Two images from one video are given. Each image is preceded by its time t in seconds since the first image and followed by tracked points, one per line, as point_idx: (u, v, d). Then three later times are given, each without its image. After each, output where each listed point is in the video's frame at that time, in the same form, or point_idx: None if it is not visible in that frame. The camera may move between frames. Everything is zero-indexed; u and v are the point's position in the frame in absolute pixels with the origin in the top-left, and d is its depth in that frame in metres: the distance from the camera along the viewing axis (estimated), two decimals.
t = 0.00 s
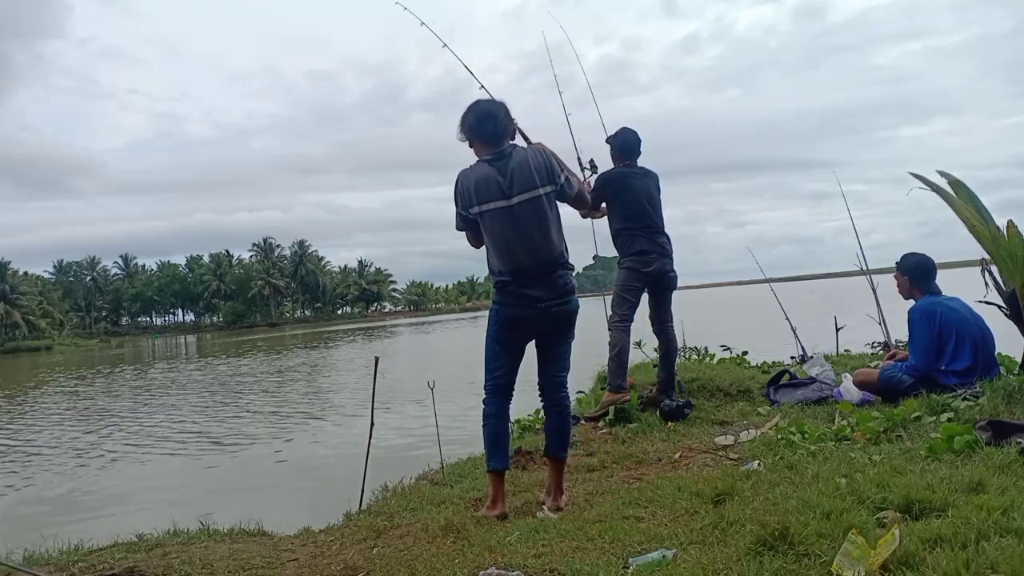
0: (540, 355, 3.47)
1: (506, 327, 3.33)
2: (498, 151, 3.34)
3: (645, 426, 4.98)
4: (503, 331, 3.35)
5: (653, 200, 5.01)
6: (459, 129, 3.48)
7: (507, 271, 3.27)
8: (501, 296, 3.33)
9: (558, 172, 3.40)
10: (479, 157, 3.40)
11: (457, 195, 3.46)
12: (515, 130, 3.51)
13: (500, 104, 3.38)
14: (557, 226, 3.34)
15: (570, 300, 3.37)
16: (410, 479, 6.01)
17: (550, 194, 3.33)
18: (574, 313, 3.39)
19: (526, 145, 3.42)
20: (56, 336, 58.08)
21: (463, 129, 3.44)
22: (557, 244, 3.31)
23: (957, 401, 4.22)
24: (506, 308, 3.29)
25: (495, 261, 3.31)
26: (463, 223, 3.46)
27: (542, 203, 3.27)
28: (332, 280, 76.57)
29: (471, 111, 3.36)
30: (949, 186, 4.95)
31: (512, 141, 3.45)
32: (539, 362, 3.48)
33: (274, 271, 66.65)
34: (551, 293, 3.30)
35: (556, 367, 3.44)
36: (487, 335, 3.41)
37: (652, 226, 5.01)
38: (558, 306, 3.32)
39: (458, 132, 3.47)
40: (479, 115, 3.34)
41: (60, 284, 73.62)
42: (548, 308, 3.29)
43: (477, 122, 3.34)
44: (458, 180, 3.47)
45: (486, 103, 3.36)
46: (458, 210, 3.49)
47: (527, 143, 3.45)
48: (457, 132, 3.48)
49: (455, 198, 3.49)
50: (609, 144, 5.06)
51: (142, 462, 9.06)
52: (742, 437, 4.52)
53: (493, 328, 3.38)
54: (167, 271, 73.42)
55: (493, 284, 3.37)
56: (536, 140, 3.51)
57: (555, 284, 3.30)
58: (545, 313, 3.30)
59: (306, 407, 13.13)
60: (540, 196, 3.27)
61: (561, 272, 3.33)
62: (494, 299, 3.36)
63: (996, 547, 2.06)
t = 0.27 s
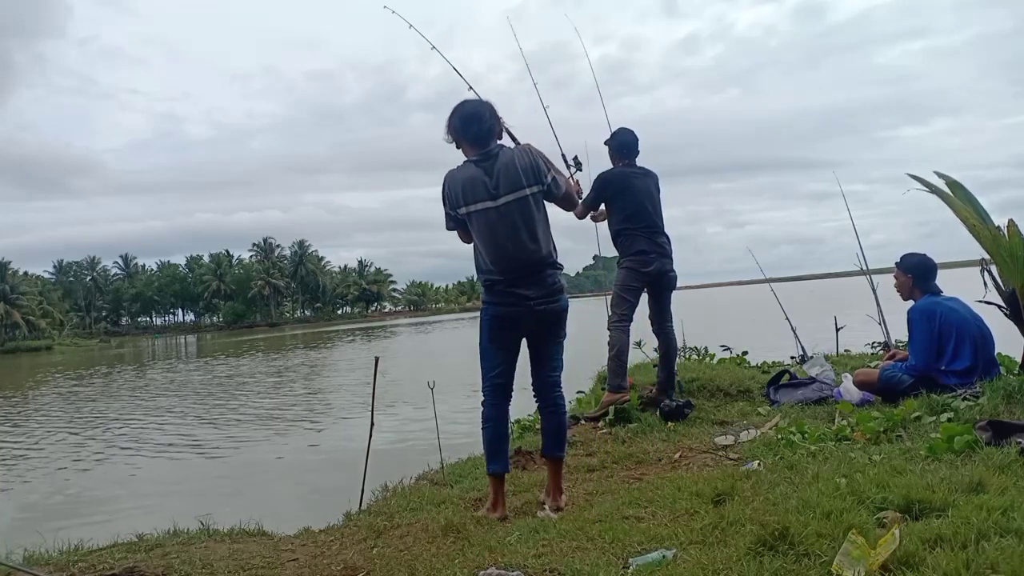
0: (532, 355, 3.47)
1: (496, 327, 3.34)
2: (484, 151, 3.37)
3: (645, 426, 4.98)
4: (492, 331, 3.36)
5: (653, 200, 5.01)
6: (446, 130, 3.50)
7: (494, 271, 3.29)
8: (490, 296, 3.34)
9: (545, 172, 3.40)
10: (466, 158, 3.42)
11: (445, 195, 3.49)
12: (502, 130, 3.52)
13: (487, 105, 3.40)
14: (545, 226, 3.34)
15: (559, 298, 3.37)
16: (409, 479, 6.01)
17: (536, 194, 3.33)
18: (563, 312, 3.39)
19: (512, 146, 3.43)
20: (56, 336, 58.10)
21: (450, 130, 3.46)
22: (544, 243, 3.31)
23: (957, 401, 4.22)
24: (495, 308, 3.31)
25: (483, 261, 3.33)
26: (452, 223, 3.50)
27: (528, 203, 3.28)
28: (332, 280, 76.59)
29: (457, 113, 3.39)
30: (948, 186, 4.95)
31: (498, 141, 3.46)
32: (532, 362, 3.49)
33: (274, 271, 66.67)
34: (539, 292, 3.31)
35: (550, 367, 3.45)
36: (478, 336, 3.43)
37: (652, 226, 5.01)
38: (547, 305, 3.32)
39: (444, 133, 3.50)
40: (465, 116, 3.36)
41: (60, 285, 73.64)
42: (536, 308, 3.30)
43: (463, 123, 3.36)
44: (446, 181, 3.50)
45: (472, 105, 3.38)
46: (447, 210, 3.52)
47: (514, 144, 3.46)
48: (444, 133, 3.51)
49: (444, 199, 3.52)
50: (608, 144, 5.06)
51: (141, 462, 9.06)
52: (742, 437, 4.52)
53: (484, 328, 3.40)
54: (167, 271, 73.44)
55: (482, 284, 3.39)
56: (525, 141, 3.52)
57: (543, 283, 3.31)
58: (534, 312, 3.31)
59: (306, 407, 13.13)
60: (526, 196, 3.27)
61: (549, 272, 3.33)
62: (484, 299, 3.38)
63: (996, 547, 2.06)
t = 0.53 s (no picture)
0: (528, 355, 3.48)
1: (489, 328, 3.37)
2: (476, 153, 3.38)
3: (645, 426, 4.98)
4: (486, 331, 3.38)
5: (651, 200, 5.02)
6: (437, 132, 3.51)
7: (486, 272, 3.32)
8: (483, 298, 3.38)
9: (536, 172, 3.43)
10: (457, 160, 3.43)
11: (437, 197, 3.51)
12: (494, 132, 3.54)
13: (478, 108, 3.42)
14: (537, 226, 3.37)
15: (552, 298, 3.39)
16: (409, 479, 6.02)
17: (528, 195, 3.35)
18: (556, 311, 3.41)
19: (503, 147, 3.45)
20: (56, 337, 58.09)
21: (441, 132, 3.47)
22: (535, 244, 3.34)
23: (957, 401, 4.22)
24: (488, 308, 3.34)
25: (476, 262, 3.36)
26: (443, 226, 3.53)
27: (520, 204, 3.31)
28: (332, 279, 76.60)
29: (449, 115, 3.39)
30: (949, 186, 4.95)
31: (490, 143, 3.48)
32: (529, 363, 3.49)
33: (274, 271, 66.68)
34: (531, 292, 3.33)
35: (546, 367, 3.45)
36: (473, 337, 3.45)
37: (652, 226, 5.01)
38: (539, 305, 3.35)
39: (436, 135, 3.50)
40: (457, 118, 3.37)
41: (60, 285, 73.65)
42: (528, 308, 3.32)
43: (455, 126, 3.38)
44: (437, 183, 3.51)
45: (463, 107, 3.39)
46: (438, 213, 3.54)
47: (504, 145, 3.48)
48: (436, 136, 3.51)
49: (435, 201, 3.53)
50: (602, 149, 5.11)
51: (141, 462, 9.06)
52: (742, 437, 4.52)
53: (478, 329, 3.42)
54: (167, 271, 73.46)
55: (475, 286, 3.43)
56: (515, 143, 3.55)
57: (535, 283, 3.33)
58: (526, 312, 3.33)
59: (306, 407, 13.13)
60: (517, 196, 3.30)
61: (541, 272, 3.35)
62: (477, 300, 3.41)
63: (996, 547, 2.06)
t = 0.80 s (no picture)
0: (527, 355, 3.48)
1: (486, 328, 3.38)
2: (472, 154, 3.39)
3: (645, 426, 4.98)
4: (482, 331, 3.40)
5: (646, 199, 5.03)
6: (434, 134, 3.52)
7: (482, 272, 3.33)
8: (480, 297, 3.39)
9: (532, 173, 3.41)
10: (454, 162, 3.44)
11: (434, 198, 3.53)
12: (490, 134, 3.54)
13: (474, 109, 3.42)
14: (533, 227, 3.37)
15: (548, 298, 3.40)
16: (409, 479, 6.01)
17: (524, 196, 3.34)
18: (553, 311, 3.41)
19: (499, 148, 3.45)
20: (56, 336, 58.11)
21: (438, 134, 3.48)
22: (531, 244, 3.33)
23: (957, 401, 4.22)
24: (485, 308, 3.35)
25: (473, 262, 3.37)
26: (441, 226, 3.55)
27: (515, 205, 3.30)
28: (332, 279, 76.61)
29: (445, 117, 3.40)
30: (949, 186, 4.95)
31: (486, 144, 3.48)
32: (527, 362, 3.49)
33: (274, 271, 66.69)
34: (527, 292, 3.33)
35: (545, 367, 3.44)
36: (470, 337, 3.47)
37: (650, 225, 5.01)
38: (535, 305, 3.35)
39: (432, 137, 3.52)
40: (452, 120, 3.38)
41: (60, 285, 73.66)
42: (524, 308, 3.32)
43: (451, 127, 3.38)
44: (435, 184, 3.53)
45: (459, 108, 3.40)
46: (436, 214, 3.56)
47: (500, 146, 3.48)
48: (432, 137, 3.53)
49: (433, 202, 3.55)
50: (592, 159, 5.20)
51: (141, 462, 9.06)
52: (742, 437, 4.52)
53: (476, 329, 3.43)
54: (167, 271, 73.46)
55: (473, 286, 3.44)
56: (512, 145, 3.54)
57: (531, 284, 3.33)
58: (523, 312, 3.33)
59: (306, 407, 13.13)
60: (513, 198, 3.30)
61: (537, 272, 3.35)
62: (475, 300, 3.42)
63: (996, 547, 2.06)
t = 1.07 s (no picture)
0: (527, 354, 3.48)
1: (487, 329, 3.38)
2: (472, 155, 3.40)
3: (645, 426, 4.98)
4: (483, 331, 3.40)
5: (643, 199, 5.04)
6: (433, 136, 3.53)
7: (482, 271, 3.34)
8: (480, 298, 3.39)
9: (532, 173, 3.43)
10: (454, 163, 3.45)
11: (433, 201, 3.53)
12: (489, 135, 3.55)
13: (474, 111, 3.43)
14: (533, 227, 3.37)
15: (549, 298, 3.39)
16: (410, 479, 6.01)
17: (524, 196, 3.36)
18: (554, 311, 3.41)
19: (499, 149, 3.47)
20: (56, 336, 58.10)
21: (437, 136, 3.49)
22: (531, 244, 3.34)
23: (957, 401, 4.22)
24: (485, 309, 3.36)
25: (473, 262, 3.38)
26: (440, 228, 3.55)
27: (515, 205, 3.32)
28: (332, 279, 76.60)
29: (445, 118, 3.41)
30: (949, 186, 4.95)
31: (485, 145, 3.49)
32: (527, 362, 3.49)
33: (274, 271, 66.68)
34: (528, 293, 3.33)
35: (544, 367, 3.44)
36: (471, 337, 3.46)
37: (648, 226, 5.01)
38: (536, 305, 3.35)
39: (432, 139, 3.52)
40: (452, 121, 3.39)
41: (60, 285, 73.66)
42: (524, 308, 3.32)
43: (451, 129, 3.39)
44: (434, 187, 3.54)
45: (459, 110, 3.41)
46: (436, 216, 3.57)
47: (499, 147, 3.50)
48: (432, 139, 3.53)
49: (432, 204, 3.55)
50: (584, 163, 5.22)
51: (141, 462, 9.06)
52: (741, 437, 4.52)
53: (477, 329, 3.44)
54: (167, 271, 73.46)
55: (473, 286, 3.45)
56: (511, 146, 3.55)
57: (531, 284, 3.33)
58: (523, 312, 3.33)
59: (306, 408, 13.12)
60: (513, 198, 3.31)
61: (537, 272, 3.36)
62: (476, 301, 3.43)
63: (996, 547, 2.06)
